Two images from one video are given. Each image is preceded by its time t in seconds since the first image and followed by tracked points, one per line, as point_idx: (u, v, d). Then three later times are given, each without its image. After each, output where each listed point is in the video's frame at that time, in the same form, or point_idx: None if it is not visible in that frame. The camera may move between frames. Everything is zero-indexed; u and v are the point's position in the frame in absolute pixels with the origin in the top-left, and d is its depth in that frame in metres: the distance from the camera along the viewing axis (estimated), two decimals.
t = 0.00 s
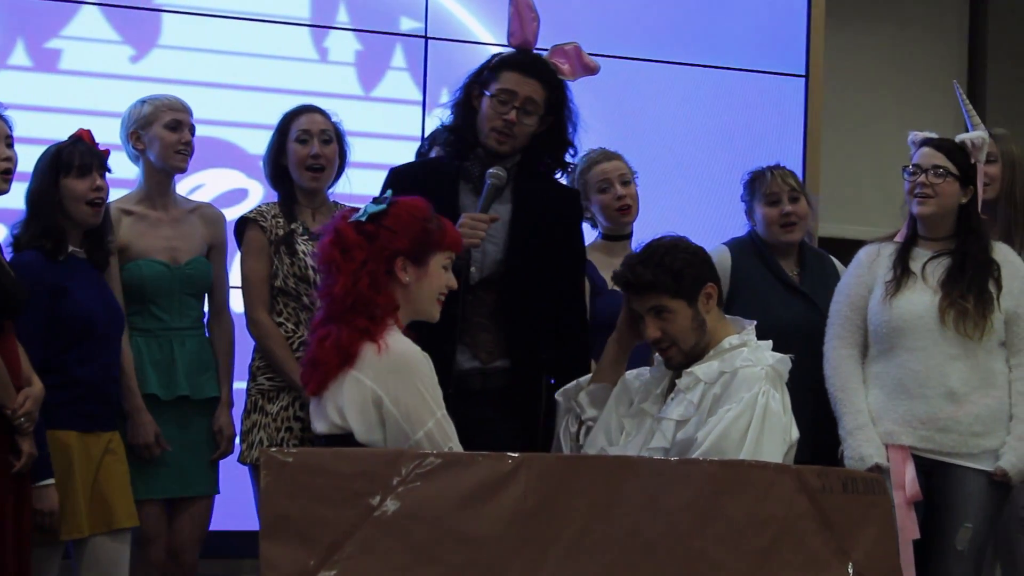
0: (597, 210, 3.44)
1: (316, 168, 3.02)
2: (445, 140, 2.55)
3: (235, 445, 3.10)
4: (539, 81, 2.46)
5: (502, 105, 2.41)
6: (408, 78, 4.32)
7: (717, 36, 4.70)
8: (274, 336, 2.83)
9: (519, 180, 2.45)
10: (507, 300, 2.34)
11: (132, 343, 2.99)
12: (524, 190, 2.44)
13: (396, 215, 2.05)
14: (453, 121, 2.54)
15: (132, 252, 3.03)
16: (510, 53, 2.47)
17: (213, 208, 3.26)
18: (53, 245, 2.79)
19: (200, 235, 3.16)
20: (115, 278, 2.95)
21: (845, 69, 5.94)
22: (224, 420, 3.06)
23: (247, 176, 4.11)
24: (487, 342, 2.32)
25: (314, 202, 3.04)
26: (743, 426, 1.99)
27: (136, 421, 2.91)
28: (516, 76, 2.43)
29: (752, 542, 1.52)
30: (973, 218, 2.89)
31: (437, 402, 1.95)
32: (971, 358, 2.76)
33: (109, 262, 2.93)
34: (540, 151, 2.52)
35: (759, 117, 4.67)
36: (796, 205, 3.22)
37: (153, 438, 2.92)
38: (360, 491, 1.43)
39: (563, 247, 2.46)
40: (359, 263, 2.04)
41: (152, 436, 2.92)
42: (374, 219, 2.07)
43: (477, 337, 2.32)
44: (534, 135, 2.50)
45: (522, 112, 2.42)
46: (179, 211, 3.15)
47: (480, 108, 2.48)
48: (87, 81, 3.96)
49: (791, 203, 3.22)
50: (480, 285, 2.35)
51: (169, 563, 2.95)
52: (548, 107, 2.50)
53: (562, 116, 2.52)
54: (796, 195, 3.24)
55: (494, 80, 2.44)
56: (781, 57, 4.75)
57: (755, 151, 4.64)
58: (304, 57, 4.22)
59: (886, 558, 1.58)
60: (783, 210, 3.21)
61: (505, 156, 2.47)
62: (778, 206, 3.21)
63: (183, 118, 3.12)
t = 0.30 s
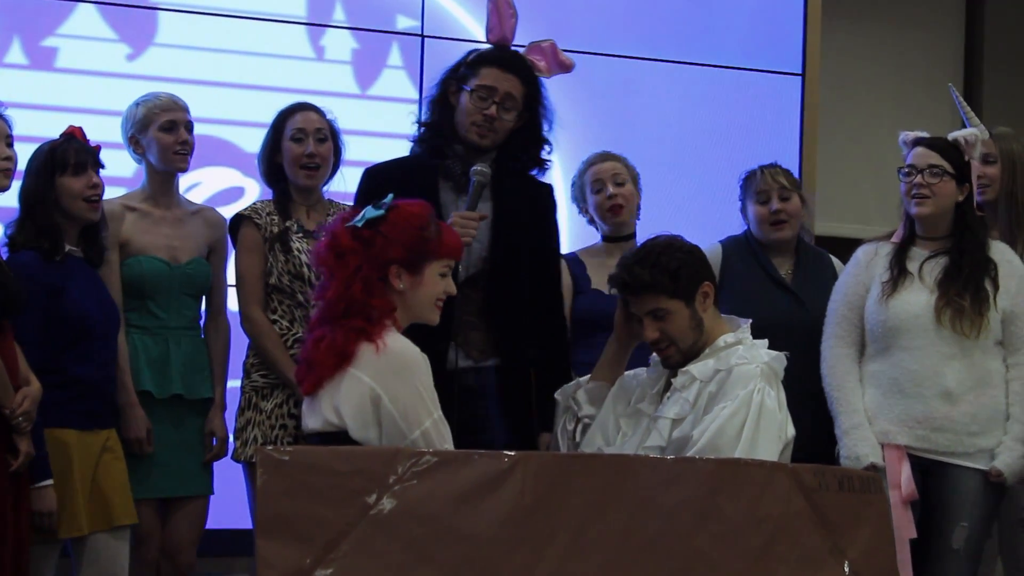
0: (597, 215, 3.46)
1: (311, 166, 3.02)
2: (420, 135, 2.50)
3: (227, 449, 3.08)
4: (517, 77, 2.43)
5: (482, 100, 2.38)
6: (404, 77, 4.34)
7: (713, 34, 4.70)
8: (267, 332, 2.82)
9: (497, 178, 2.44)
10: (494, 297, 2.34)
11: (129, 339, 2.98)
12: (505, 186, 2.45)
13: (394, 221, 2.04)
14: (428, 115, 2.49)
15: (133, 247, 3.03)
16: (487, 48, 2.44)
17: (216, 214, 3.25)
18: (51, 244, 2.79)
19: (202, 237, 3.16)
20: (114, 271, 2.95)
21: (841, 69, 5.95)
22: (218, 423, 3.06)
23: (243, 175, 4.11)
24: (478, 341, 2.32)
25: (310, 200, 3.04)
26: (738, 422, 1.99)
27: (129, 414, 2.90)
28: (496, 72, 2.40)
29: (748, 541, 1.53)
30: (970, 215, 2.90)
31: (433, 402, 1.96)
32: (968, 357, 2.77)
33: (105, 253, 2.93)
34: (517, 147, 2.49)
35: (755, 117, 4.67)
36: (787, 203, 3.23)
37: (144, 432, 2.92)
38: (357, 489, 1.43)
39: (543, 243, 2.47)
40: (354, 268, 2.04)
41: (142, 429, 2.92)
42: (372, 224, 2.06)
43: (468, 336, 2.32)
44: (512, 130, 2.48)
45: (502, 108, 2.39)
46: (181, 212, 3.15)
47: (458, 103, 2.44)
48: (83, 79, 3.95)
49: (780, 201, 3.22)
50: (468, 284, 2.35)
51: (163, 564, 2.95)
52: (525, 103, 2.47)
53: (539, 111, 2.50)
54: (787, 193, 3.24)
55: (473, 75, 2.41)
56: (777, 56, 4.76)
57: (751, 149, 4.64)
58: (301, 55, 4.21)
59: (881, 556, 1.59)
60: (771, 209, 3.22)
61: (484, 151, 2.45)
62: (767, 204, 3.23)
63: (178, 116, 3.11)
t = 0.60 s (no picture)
0: (594, 205, 3.41)
1: (315, 164, 3.04)
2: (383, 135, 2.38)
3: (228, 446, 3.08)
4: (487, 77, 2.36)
5: (458, 101, 2.30)
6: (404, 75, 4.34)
7: (713, 33, 4.69)
8: (269, 330, 2.81)
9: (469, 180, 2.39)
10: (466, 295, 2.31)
11: (130, 339, 2.99)
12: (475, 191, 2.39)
13: (392, 220, 2.01)
14: (390, 114, 2.37)
15: (132, 246, 3.03)
16: (452, 46, 2.35)
17: (217, 207, 3.25)
18: (57, 244, 2.79)
19: (202, 234, 3.15)
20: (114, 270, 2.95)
21: (840, 67, 5.95)
22: (219, 419, 3.06)
23: (243, 174, 4.11)
24: (454, 339, 2.30)
25: (310, 198, 3.05)
26: (738, 421, 1.99)
27: (126, 413, 2.90)
28: (469, 71, 2.32)
29: (747, 539, 1.53)
30: (974, 214, 2.89)
31: (439, 400, 1.93)
32: (972, 354, 2.77)
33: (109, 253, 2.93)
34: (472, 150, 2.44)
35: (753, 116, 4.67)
36: (782, 204, 3.20)
37: (142, 432, 2.92)
38: (357, 488, 1.43)
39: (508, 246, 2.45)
40: (352, 272, 2.01)
41: (140, 428, 2.92)
42: (369, 226, 2.03)
43: (444, 336, 2.29)
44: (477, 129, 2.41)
45: (478, 108, 2.32)
46: (180, 209, 3.15)
47: (425, 103, 2.34)
48: (83, 78, 3.95)
49: (774, 202, 3.20)
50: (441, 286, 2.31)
51: (164, 562, 2.95)
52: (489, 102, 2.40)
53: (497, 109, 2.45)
54: (783, 193, 3.21)
55: (445, 75, 2.31)
56: (777, 55, 4.75)
57: (750, 148, 4.65)
58: (301, 55, 4.21)
59: (881, 555, 1.59)
60: (765, 210, 3.20)
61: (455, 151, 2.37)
62: (761, 205, 3.22)
63: (184, 115, 3.11)
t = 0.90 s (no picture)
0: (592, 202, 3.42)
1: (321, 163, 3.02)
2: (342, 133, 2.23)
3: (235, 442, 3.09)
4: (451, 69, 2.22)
5: (425, 96, 2.16)
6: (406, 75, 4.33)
7: (716, 31, 4.69)
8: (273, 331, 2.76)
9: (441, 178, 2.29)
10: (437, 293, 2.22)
11: (134, 338, 2.99)
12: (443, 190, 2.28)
13: (391, 213, 1.99)
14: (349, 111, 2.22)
15: (132, 248, 3.03)
16: (412, 39, 2.20)
17: (216, 203, 3.24)
18: (59, 244, 2.78)
19: (202, 233, 3.15)
20: (115, 271, 2.95)
21: (844, 64, 5.94)
22: (226, 415, 3.07)
23: (245, 171, 4.10)
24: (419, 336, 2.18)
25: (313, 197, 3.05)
26: (739, 422, 1.99)
27: (134, 414, 2.91)
28: (435, 65, 2.18)
29: (751, 537, 1.53)
30: (980, 211, 2.90)
31: (438, 396, 1.91)
32: (980, 353, 2.77)
33: (103, 244, 2.93)
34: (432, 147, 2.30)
35: (756, 114, 4.67)
36: (782, 207, 3.19)
37: (151, 432, 2.92)
38: (359, 486, 1.43)
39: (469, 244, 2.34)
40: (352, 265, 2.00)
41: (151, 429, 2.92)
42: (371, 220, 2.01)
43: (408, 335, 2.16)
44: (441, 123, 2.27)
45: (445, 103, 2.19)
46: (180, 207, 3.14)
47: (387, 99, 2.19)
48: (86, 77, 3.95)
49: (774, 204, 3.19)
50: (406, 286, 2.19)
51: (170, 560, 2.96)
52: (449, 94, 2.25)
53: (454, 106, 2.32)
54: (784, 197, 3.20)
55: (410, 68, 2.16)
56: (780, 52, 4.74)
57: (752, 146, 4.66)
58: (304, 53, 4.21)
59: (885, 554, 1.59)
60: (765, 212, 3.19)
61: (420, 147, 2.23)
62: (762, 205, 3.21)
63: (189, 116, 3.11)
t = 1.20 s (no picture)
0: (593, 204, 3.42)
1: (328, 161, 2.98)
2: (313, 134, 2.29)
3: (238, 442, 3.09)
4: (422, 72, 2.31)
5: (400, 99, 2.24)
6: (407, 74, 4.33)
7: (717, 31, 4.69)
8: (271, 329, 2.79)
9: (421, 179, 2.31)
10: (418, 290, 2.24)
11: (136, 338, 2.99)
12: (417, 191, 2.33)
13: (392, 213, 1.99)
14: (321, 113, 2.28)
15: (134, 248, 3.03)
16: (384, 43, 2.28)
17: (216, 201, 3.24)
18: (57, 244, 2.78)
19: (203, 232, 3.15)
20: (116, 270, 2.95)
21: (845, 64, 5.94)
22: (229, 415, 3.07)
23: (246, 172, 4.11)
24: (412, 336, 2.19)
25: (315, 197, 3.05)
26: (735, 420, 1.99)
27: (139, 414, 2.91)
28: (408, 68, 2.26)
29: (752, 537, 1.53)
30: (984, 213, 2.90)
31: (445, 393, 1.91)
32: (984, 353, 2.77)
33: (105, 253, 2.93)
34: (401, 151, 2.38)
35: (757, 114, 4.66)
36: (777, 208, 3.19)
37: (155, 432, 2.92)
38: (360, 486, 1.43)
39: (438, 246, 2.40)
40: (354, 266, 1.99)
41: (154, 429, 2.92)
42: (372, 220, 2.01)
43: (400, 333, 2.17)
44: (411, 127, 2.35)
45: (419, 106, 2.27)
46: (180, 207, 3.14)
47: (361, 101, 2.26)
48: (87, 77, 3.95)
49: (770, 205, 3.20)
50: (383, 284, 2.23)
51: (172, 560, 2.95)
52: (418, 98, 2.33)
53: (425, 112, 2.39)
54: (780, 198, 3.20)
55: (384, 72, 2.24)
56: (782, 53, 4.74)
57: (754, 145, 4.65)
58: (305, 54, 4.22)
59: (885, 554, 1.59)
60: (760, 212, 3.20)
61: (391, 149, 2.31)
62: (757, 206, 3.21)
63: (192, 117, 3.12)
